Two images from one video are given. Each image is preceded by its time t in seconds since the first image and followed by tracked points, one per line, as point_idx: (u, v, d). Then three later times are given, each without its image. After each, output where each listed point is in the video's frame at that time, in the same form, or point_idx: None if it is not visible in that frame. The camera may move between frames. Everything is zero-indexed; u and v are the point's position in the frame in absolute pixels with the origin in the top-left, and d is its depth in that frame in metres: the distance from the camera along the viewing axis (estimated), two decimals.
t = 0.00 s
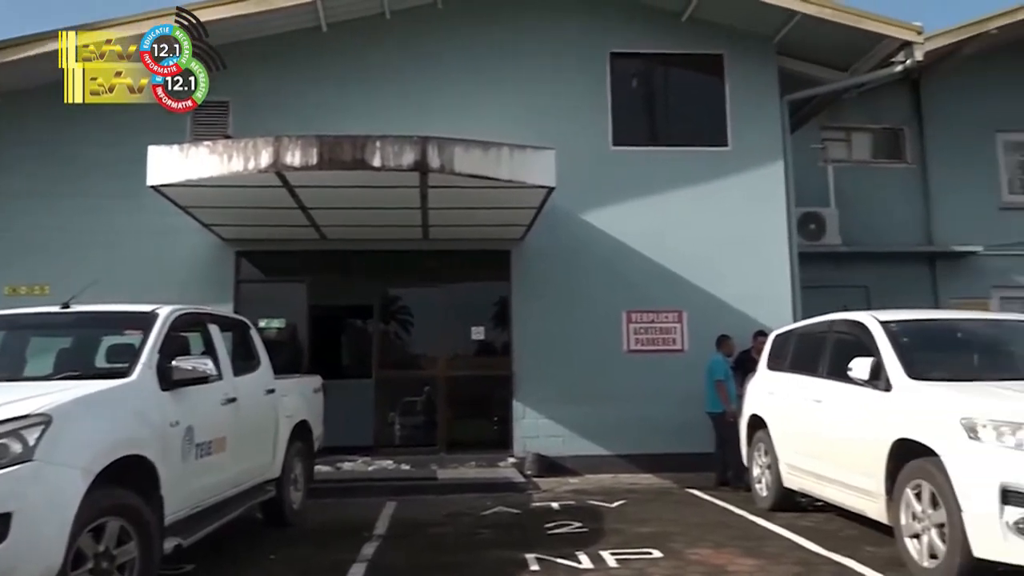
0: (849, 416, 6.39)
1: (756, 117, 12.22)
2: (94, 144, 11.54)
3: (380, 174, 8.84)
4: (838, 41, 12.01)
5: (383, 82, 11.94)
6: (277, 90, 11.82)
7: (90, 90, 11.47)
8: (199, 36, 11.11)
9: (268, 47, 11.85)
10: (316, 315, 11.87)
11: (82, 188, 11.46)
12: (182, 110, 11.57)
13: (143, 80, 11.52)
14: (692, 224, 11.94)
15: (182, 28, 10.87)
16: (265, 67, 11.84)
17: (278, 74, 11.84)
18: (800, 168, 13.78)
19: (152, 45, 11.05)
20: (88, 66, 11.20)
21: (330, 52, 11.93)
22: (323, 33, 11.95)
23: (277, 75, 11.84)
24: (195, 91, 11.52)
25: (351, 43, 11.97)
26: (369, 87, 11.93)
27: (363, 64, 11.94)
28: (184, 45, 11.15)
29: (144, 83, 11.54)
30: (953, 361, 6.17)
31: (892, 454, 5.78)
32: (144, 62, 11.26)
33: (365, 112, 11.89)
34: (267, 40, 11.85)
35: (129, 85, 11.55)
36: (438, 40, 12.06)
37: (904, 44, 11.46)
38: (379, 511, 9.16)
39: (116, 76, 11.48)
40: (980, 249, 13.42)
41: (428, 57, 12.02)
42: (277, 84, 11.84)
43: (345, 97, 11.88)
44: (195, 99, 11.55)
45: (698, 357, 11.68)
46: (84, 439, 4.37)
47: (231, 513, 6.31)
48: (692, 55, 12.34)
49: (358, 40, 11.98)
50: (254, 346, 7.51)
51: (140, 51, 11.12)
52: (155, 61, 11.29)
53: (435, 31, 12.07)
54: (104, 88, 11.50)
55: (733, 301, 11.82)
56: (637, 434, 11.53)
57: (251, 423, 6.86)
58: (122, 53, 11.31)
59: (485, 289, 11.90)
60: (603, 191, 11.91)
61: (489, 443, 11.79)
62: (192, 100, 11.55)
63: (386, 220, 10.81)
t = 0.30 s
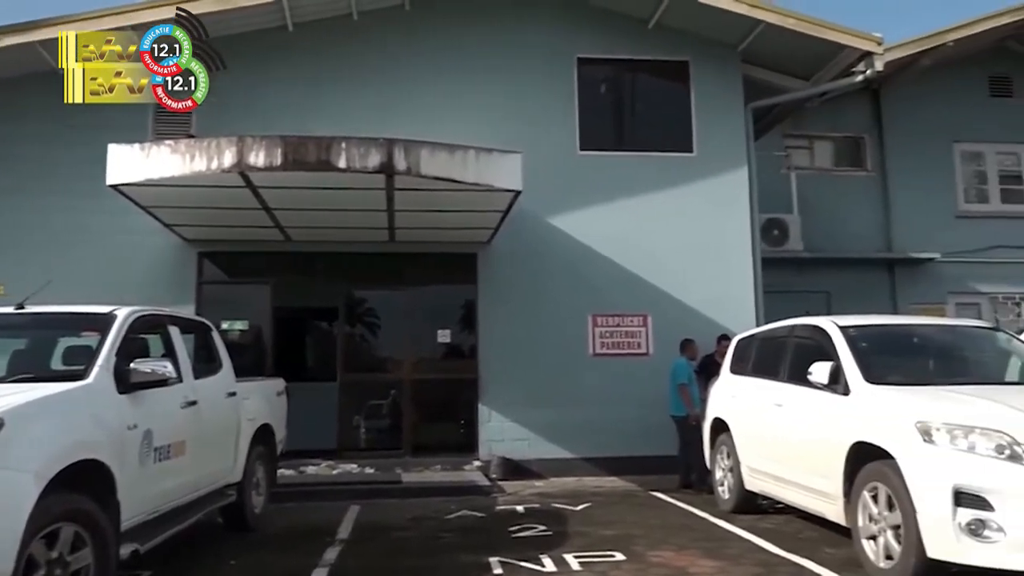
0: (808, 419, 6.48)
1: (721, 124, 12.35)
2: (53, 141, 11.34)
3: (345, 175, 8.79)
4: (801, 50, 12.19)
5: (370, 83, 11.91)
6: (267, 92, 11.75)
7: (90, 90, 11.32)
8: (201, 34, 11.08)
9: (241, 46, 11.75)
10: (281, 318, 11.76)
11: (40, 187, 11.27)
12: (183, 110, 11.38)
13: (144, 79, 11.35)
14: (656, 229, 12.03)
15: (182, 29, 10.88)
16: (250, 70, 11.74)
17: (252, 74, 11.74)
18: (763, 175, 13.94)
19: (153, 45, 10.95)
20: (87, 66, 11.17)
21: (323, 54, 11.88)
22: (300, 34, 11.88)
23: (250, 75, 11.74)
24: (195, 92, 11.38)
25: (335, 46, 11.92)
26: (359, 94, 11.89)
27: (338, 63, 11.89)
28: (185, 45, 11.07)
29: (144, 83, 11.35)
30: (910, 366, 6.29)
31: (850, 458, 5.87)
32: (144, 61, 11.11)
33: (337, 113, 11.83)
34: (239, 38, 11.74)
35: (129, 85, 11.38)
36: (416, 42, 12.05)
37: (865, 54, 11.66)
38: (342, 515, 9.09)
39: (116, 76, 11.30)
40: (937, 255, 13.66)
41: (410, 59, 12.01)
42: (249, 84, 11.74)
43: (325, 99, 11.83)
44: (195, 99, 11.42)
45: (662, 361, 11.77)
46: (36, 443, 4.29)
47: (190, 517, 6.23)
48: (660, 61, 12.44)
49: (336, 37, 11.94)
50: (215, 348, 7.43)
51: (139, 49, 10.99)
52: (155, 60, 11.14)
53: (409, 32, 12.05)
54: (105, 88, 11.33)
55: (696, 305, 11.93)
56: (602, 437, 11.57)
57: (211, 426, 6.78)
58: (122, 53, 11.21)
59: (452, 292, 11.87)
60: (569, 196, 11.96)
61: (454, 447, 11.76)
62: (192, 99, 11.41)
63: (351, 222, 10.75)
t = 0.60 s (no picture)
0: (771, 419, 6.56)
1: (688, 126, 12.45)
2: (12, 135, 11.15)
3: (311, 173, 8.73)
4: (767, 53, 12.33)
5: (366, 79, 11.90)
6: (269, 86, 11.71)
7: (90, 90, 11.19)
8: (199, 34, 11.32)
9: (221, 42, 11.64)
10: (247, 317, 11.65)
11: None
12: (183, 110, 11.39)
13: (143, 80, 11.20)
14: (623, 230, 12.10)
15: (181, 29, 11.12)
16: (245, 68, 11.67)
17: (230, 72, 11.64)
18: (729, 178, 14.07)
19: (153, 45, 11.02)
20: (87, 66, 11.08)
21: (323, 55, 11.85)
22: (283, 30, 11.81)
23: (228, 73, 11.64)
24: (195, 92, 11.39)
25: (324, 45, 11.86)
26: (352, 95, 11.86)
27: (322, 57, 11.84)
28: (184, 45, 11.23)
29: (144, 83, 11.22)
30: (869, 366, 6.39)
31: (811, 456, 5.95)
32: (144, 62, 11.09)
33: (313, 110, 11.76)
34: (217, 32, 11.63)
35: (129, 85, 11.23)
36: (399, 41, 12.02)
37: (829, 59, 11.83)
38: (307, 516, 9.02)
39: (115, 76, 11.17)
40: (898, 258, 13.88)
41: (399, 57, 12.00)
42: (217, 81, 11.60)
43: (311, 98, 11.77)
44: (195, 99, 11.44)
45: (629, 361, 11.84)
46: None
47: (151, 519, 6.15)
48: (630, 64, 12.51)
49: (321, 31, 11.89)
50: (178, 348, 7.34)
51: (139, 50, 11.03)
52: (155, 59, 11.12)
53: (384, 30, 12.01)
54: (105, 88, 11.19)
55: (662, 306, 12.02)
56: (568, 437, 11.61)
57: (173, 426, 6.70)
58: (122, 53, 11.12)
59: (420, 292, 11.83)
60: (536, 196, 11.98)
61: (422, 447, 11.73)
62: (194, 100, 11.43)
63: (318, 221, 10.68)
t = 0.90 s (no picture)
0: (728, 419, 6.64)
1: (651, 128, 12.54)
2: None
3: (271, 171, 8.64)
4: (727, 58, 12.48)
5: (364, 80, 11.90)
6: (269, 79, 11.67)
7: (90, 90, 11.15)
8: (201, 37, 11.48)
9: (217, 40, 11.57)
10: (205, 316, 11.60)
11: None
12: (183, 110, 11.33)
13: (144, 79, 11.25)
14: (584, 231, 12.15)
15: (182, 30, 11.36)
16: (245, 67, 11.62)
17: (229, 73, 11.58)
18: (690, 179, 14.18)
19: (153, 45, 11.25)
20: (87, 66, 11.13)
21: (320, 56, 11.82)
22: (265, 28, 11.74)
23: (228, 73, 11.58)
24: (195, 92, 11.39)
25: (310, 44, 11.81)
26: (348, 95, 11.84)
27: (301, 53, 11.78)
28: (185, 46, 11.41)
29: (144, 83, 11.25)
30: (825, 367, 6.48)
31: (767, 456, 6.03)
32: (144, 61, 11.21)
33: (286, 107, 11.68)
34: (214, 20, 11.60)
35: (129, 85, 11.25)
36: (379, 38, 12.01)
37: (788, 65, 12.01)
38: (266, 518, 8.94)
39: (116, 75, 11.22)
40: (854, 260, 14.15)
41: (393, 57, 12.01)
42: (217, 81, 11.54)
43: (289, 96, 11.70)
44: (196, 100, 11.42)
45: (590, 361, 11.89)
46: None
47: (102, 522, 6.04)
48: (593, 65, 12.56)
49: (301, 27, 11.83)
50: (133, 347, 7.22)
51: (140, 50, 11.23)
52: (156, 58, 11.25)
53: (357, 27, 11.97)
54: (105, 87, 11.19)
55: (623, 306, 12.09)
56: (529, 437, 11.62)
57: (126, 427, 6.59)
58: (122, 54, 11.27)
59: (382, 291, 11.77)
60: (498, 196, 11.98)
61: (383, 447, 11.68)
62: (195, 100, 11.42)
63: (278, 219, 10.58)
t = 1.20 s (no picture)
0: (682, 420, 6.71)
1: (608, 131, 12.63)
2: None
3: (224, 169, 8.52)
4: (683, 62, 12.62)
5: (365, 81, 11.92)
6: (279, 80, 11.68)
7: (90, 90, 11.19)
8: (201, 36, 11.51)
9: (219, 40, 11.56)
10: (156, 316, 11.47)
11: None
12: (182, 110, 11.34)
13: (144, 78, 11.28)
14: (542, 232, 12.19)
15: (182, 30, 11.44)
16: (245, 70, 11.58)
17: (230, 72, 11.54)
18: (648, 183, 14.30)
19: (153, 45, 11.34)
20: (87, 66, 11.19)
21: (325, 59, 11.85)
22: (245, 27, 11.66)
23: (228, 73, 11.53)
24: (195, 91, 11.37)
25: (295, 44, 11.78)
26: (347, 98, 11.85)
27: (277, 48, 11.71)
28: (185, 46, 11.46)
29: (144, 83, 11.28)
30: (775, 368, 6.59)
31: (719, 456, 6.11)
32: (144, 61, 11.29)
33: (243, 104, 11.54)
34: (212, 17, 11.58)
35: (129, 85, 11.29)
36: (357, 34, 11.99)
37: (743, 70, 12.19)
38: (218, 521, 8.81)
39: (116, 75, 11.27)
40: (806, 264, 14.42)
41: (381, 54, 12.03)
42: (218, 82, 11.50)
43: (258, 93, 11.61)
44: (196, 99, 11.40)
45: (546, 362, 11.93)
46: None
47: (45, 527, 5.91)
48: (551, 67, 12.61)
49: (278, 21, 11.77)
50: (79, 348, 7.08)
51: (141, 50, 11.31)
52: (156, 58, 11.31)
53: (326, 23, 11.92)
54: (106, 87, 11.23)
55: (579, 307, 12.15)
56: (486, 437, 11.61)
57: (71, 429, 6.45)
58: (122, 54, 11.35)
59: (338, 292, 11.69)
60: (456, 197, 11.96)
61: (338, 449, 11.58)
62: (195, 100, 11.40)
63: (232, 218, 10.45)
